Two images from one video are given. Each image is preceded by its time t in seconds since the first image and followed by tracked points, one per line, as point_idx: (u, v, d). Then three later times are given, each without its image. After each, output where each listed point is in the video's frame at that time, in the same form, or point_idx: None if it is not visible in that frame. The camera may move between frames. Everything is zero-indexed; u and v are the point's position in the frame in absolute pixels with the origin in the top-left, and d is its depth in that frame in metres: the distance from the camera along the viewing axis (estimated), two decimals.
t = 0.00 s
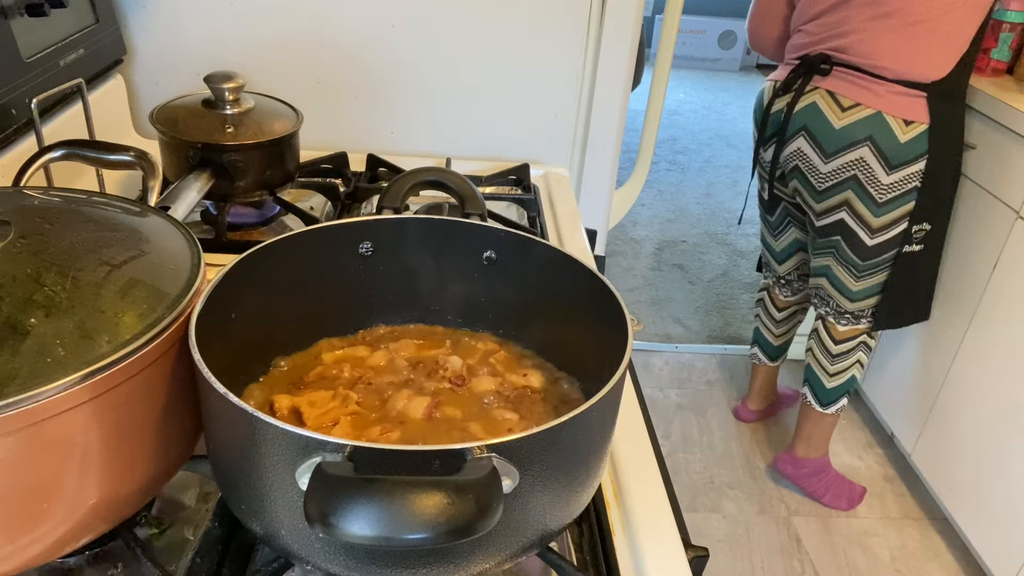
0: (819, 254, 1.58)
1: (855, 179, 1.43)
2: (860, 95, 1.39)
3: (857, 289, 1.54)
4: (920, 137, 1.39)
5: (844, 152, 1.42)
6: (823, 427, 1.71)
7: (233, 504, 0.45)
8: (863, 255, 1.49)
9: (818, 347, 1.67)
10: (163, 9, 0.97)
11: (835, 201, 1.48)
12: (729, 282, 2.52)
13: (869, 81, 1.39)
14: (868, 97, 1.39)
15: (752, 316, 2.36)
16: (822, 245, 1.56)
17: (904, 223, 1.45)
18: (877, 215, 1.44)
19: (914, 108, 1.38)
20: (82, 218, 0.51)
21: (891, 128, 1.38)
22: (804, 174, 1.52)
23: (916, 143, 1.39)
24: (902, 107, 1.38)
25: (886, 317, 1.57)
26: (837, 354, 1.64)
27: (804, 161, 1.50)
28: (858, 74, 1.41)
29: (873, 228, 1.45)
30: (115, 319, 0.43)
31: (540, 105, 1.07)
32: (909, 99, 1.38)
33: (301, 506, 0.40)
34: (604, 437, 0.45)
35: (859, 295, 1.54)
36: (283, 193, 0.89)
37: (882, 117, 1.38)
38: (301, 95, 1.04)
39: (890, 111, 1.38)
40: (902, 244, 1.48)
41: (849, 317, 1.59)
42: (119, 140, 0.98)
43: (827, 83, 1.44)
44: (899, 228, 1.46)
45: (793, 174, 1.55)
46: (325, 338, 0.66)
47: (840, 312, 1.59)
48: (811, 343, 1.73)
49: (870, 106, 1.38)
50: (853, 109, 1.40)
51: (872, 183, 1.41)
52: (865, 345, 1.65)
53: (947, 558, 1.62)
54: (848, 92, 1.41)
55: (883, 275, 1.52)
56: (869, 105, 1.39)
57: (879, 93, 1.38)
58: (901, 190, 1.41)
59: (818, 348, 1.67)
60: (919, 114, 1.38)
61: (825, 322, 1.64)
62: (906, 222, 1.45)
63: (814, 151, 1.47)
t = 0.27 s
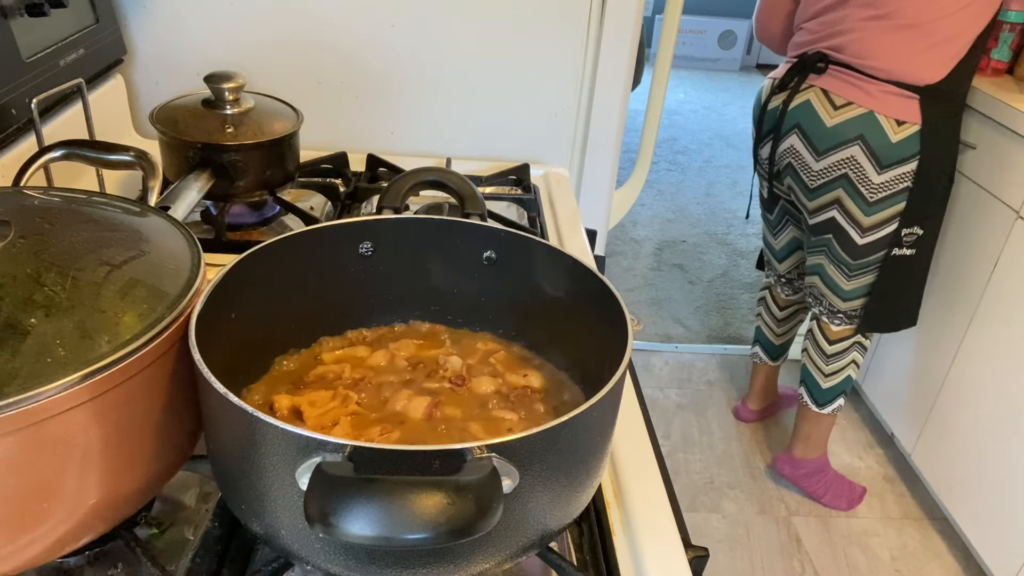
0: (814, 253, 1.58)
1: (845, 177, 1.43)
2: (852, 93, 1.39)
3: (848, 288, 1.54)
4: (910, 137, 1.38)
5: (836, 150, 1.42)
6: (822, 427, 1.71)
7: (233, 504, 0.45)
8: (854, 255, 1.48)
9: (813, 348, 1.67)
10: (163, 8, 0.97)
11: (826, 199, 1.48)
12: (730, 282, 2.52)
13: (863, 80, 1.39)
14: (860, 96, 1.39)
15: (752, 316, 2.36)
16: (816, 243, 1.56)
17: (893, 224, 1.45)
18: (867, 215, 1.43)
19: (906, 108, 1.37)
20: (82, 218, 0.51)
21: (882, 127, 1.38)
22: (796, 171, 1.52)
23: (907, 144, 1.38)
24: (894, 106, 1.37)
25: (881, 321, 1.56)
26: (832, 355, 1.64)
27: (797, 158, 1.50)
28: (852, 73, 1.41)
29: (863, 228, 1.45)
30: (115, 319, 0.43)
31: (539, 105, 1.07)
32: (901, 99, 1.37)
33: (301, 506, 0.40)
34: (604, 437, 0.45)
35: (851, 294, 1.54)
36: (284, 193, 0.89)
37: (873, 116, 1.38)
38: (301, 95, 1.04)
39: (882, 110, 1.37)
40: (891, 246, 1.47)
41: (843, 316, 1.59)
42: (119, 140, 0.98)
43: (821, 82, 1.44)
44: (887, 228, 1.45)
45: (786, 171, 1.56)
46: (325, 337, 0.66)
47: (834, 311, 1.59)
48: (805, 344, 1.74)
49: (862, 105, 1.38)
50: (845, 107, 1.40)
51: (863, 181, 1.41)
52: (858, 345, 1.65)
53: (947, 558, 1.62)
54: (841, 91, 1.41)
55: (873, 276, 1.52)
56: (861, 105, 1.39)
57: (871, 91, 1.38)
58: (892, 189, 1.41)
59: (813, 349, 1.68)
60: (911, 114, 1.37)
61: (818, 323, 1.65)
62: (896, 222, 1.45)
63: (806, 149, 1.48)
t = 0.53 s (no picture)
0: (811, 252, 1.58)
1: (840, 175, 1.43)
2: (849, 92, 1.40)
3: (844, 287, 1.53)
4: (905, 137, 1.38)
5: (830, 148, 1.42)
6: (822, 428, 1.71)
7: (233, 504, 0.45)
8: (848, 252, 1.48)
9: (811, 348, 1.68)
10: (163, 8, 0.97)
11: (822, 197, 1.48)
12: (730, 282, 2.52)
13: (859, 79, 1.39)
14: (856, 94, 1.39)
15: (752, 316, 2.36)
16: (814, 242, 1.56)
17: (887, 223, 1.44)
18: (862, 213, 1.43)
19: (902, 108, 1.37)
20: (82, 218, 0.51)
21: (877, 126, 1.38)
22: (793, 168, 1.53)
23: (902, 143, 1.38)
24: (890, 106, 1.37)
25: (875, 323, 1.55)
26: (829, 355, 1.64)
27: (793, 155, 1.51)
28: (849, 72, 1.41)
29: (858, 226, 1.45)
30: (115, 319, 0.43)
31: (539, 105, 1.07)
32: (897, 98, 1.37)
33: (302, 506, 0.40)
34: (604, 437, 0.45)
35: (848, 293, 1.54)
36: (283, 193, 0.89)
37: (868, 114, 1.38)
38: (301, 95, 1.04)
39: (877, 109, 1.37)
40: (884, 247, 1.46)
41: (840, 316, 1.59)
42: (119, 140, 0.98)
43: (819, 80, 1.45)
44: (881, 228, 1.45)
45: (784, 168, 1.56)
46: (325, 337, 0.66)
47: (831, 311, 1.59)
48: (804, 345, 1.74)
49: (857, 103, 1.39)
50: (840, 105, 1.40)
51: (858, 180, 1.41)
52: (857, 344, 1.65)
53: (947, 558, 1.62)
54: (838, 89, 1.41)
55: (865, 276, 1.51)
56: (856, 103, 1.39)
57: (867, 91, 1.38)
58: (888, 188, 1.41)
59: (811, 349, 1.68)
60: (906, 114, 1.37)
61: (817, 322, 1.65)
62: (891, 221, 1.44)
63: (802, 147, 1.48)
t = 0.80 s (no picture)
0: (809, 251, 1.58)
1: (835, 175, 1.43)
2: (845, 91, 1.40)
3: (839, 287, 1.53)
4: (899, 138, 1.37)
5: (823, 148, 1.43)
6: (822, 428, 1.71)
7: (233, 504, 0.45)
8: (844, 252, 1.48)
9: (810, 348, 1.68)
10: (163, 8, 0.97)
11: (818, 196, 1.49)
12: (730, 282, 2.52)
13: (855, 78, 1.39)
14: (851, 94, 1.39)
15: (752, 316, 2.36)
16: (811, 241, 1.56)
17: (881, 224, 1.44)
18: (856, 213, 1.43)
19: (898, 108, 1.37)
20: (81, 218, 0.51)
21: (871, 126, 1.38)
22: (789, 167, 1.54)
23: (896, 144, 1.38)
24: (886, 105, 1.37)
25: (872, 324, 1.55)
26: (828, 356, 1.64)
27: (790, 154, 1.52)
28: (846, 71, 1.41)
29: (853, 225, 1.45)
30: (115, 319, 0.43)
31: (540, 105, 1.07)
32: (893, 98, 1.37)
33: (302, 506, 0.40)
34: (604, 438, 0.45)
35: (845, 293, 1.53)
36: (283, 192, 0.89)
37: (863, 114, 1.38)
38: (300, 95, 1.04)
39: (872, 109, 1.37)
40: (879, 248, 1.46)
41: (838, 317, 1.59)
42: (119, 140, 0.98)
43: (816, 79, 1.45)
44: (875, 228, 1.44)
45: (781, 166, 1.57)
46: (325, 337, 0.66)
47: (829, 311, 1.59)
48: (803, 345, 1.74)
49: (853, 103, 1.39)
50: (836, 105, 1.41)
51: (852, 180, 1.41)
52: (856, 344, 1.65)
53: (947, 558, 1.62)
54: (834, 88, 1.41)
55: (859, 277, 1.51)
56: (852, 103, 1.39)
57: (864, 92, 1.38)
58: (883, 188, 1.41)
59: (810, 350, 1.68)
60: (902, 114, 1.37)
61: (817, 323, 1.65)
62: (884, 222, 1.44)
63: (798, 145, 1.49)
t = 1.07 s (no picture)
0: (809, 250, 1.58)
1: (836, 174, 1.43)
2: (847, 90, 1.40)
3: (839, 287, 1.53)
4: (901, 138, 1.38)
5: (826, 147, 1.43)
6: (822, 428, 1.71)
7: (233, 504, 0.45)
8: (843, 252, 1.48)
9: (810, 348, 1.68)
10: (163, 8, 0.97)
11: (819, 195, 1.49)
12: (730, 282, 2.52)
13: (857, 77, 1.39)
14: (853, 93, 1.39)
15: (752, 316, 2.36)
16: (811, 241, 1.56)
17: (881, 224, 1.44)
18: (857, 213, 1.43)
19: (899, 107, 1.37)
20: (81, 218, 0.51)
21: (873, 125, 1.38)
22: (791, 166, 1.53)
23: (898, 143, 1.38)
24: (887, 104, 1.37)
25: (871, 326, 1.54)
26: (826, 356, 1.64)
27: (791, 153, 1.52)
28: (848, 69, 1.41)
29: (854, 225, 1.45)
30: (115, 319, 0.43)
31: (540, 105, 1.07)
32: (895, 97, 1.37)
33: (302, 506, 0.40)
34: (604, 438, 0.45)
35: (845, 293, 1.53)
36: (283, 192, 0.89)
37: (865, 113, 1.38)
38: (300, 95, 1.04)
39: (874, 107, 1.37)
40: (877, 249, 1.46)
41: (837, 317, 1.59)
42: (119, 140, 0.98)
43: (818, 77, 1.45)
44: (875, 229, 1.45)
45: (781, 164, 1.57)
46: (325, 337, 0.66)
47: (828, 311, 1.59)
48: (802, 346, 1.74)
49: (855, 102, 1.39)
50: (838, 103, 1.41)
51: (853, 179, 1.41)
52: (856, 345, 1.65)
53: (947, 558, 1.62)
54: (836, 87, 1.41)
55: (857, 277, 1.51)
56: (854, 101, 1.39)
57: (865, 90, 1.38)
58: (884, 188, 1.41)
59: (810, 350, 1.68)
60: (903, 113, 1.37)
61: (817, 323, 1.65)
62: (884, 222, 1.44)
63: (799, 144, 1.49)
